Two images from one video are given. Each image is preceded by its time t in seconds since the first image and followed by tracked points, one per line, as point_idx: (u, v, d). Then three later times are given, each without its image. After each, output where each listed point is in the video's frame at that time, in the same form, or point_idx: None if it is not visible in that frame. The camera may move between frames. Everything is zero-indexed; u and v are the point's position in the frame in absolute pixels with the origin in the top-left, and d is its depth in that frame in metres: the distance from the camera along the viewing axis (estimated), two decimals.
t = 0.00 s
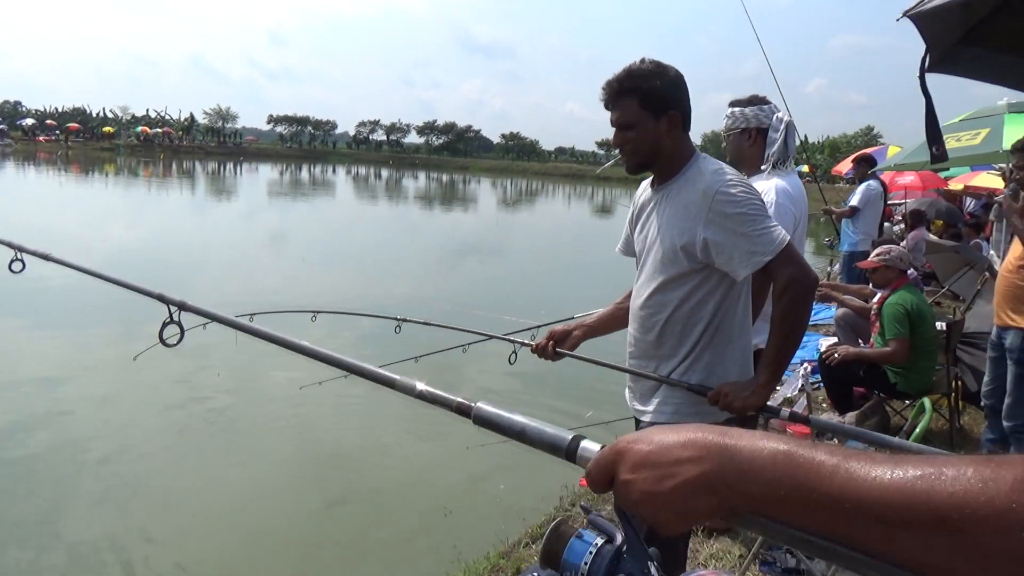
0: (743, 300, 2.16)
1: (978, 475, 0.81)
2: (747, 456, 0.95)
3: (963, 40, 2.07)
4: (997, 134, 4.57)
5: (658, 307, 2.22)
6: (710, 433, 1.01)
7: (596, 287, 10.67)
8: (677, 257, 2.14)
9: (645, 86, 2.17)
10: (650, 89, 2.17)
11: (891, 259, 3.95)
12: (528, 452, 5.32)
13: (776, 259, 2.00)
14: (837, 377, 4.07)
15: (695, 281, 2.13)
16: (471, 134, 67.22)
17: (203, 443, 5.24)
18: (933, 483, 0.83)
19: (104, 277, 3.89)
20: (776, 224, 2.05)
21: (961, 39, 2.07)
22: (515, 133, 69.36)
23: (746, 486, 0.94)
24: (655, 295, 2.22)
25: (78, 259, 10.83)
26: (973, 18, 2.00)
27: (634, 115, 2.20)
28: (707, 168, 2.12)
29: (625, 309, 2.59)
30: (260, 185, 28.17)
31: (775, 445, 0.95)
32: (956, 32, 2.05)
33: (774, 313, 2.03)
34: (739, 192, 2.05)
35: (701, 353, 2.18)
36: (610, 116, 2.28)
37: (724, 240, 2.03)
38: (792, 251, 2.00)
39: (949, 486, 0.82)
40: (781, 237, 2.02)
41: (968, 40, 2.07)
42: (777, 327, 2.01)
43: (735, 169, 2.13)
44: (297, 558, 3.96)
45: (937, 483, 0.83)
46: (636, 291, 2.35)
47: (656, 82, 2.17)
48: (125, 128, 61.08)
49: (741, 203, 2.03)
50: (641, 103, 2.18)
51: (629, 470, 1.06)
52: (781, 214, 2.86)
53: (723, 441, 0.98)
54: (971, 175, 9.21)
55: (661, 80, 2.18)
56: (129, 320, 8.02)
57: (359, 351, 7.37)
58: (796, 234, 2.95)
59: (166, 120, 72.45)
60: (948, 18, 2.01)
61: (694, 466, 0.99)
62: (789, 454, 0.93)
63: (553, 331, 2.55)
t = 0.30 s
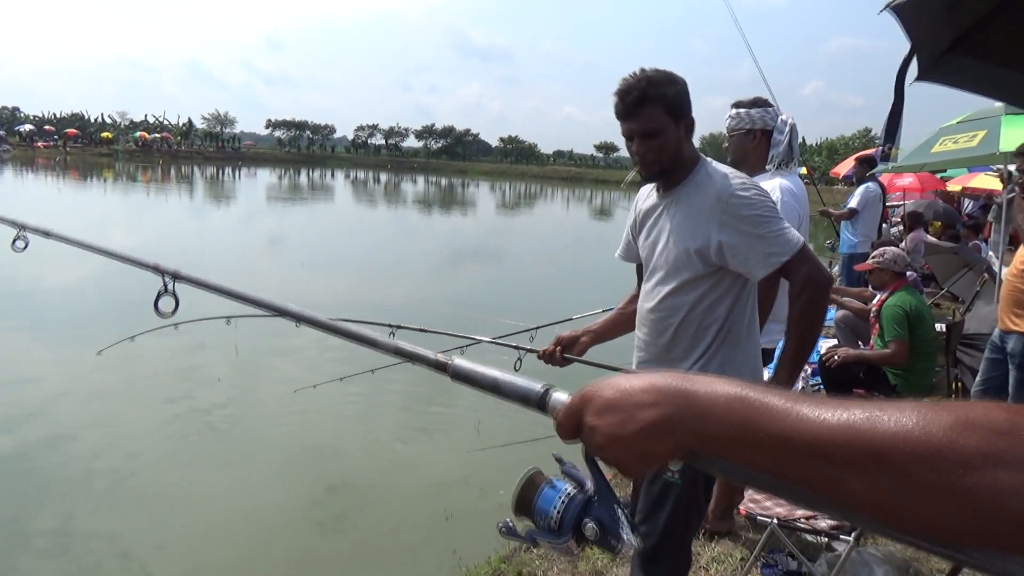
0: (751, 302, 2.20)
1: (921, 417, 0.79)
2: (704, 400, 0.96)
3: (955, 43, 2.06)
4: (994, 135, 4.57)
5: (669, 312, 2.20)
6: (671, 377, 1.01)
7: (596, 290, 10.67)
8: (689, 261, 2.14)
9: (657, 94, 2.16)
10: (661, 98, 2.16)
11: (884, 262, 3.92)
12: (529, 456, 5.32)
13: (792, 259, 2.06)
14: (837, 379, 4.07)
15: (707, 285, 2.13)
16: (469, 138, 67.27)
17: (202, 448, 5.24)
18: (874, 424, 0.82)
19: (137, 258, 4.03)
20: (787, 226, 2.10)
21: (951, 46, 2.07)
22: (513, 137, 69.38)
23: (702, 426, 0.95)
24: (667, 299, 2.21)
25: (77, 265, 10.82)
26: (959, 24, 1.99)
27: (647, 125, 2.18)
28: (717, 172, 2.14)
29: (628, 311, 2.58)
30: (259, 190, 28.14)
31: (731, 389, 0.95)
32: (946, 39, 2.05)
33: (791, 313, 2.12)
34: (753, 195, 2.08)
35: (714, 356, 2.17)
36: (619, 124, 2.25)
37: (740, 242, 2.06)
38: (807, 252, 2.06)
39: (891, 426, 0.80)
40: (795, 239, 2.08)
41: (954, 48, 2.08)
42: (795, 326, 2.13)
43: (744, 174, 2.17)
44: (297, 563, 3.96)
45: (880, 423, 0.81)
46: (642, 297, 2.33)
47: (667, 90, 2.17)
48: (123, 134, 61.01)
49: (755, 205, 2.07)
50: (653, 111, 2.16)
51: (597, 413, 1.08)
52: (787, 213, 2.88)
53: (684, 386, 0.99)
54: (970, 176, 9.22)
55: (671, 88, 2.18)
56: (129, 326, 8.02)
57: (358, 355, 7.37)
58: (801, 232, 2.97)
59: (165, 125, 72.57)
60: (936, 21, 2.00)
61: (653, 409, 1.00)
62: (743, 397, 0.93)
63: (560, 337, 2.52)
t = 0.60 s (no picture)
0: (755, 307, 2.21)
1: (875, 412, 0.79)
2: (677, 392, 0.96)
3: (948, 39, 2.05)
4: (993, 141, 4.59)
5: (674, 319, 2.19)
6: (648, 369, 1.02)
7: (596, 295, 10.66)
8: (696, 269, 2.13)
9: (667, 104, 2.17)
10: (671, 107, 2.18)
11: (882, 267, 3.92)
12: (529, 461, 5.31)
13: (802, 265, 2.09)
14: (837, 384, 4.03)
15: (715, 291, 2.13)
16: (467, 142, 67.35)
17: (202, 452, 5.22)
18: (832, 419, 0.80)
19: (157, 250, 4.18)
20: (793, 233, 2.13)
21: (945, 41, 2.05)
22: (512, 141, 69.47)
23: (675, 419, 0.95)
24: (673, 305, 2.19)
25: (75, 269, 10.79)
26: (953, 20, 1.97)
27: (657, 134, 2.18)
28: (725, 181, 2.15)
29: (632, 320, 2.57)
30: (258, 194, 28.12)
31: (703, 382, 0.94)
32: (940, 34, 2.03)
33: (803, 318, 2.16)
34: (762, 203, 2.10)
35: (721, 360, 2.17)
36: (627, 133, 2.25)
37: (750, 249, 2.06)
38: (817, 258, 2.10)
39: (845, 421, 0.79)
40: (803, 245, 2.11)
41: (949, 43, 2.05)
42: (808, 330, 2.15)
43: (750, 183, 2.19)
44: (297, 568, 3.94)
45: (836, 418, 0.80)
46: (645, 304, 2.32)
47: (676, 100, 2.18)
48: (122, 137, 60.99)
49: (764, 213, 2.08)
50: (663, 121, 2.18)
51: (580, 404, 1.09)
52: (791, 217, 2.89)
53: (660, 377, 0.99)
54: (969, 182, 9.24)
55: (682, 98, 2.20)
56: (126, 330, 8.00)
57: (357, 360, 7.36)
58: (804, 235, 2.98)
59: (164, 129, 72.61)
60: (928, 22, 1.99)
61: (631, 401, 1.00)
62: (714, 390, 0.92)
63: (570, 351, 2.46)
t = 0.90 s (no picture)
0: (755, 310, 2.22)
1: (845, 421, 0.77)
2: (658, 397, 0.95)
3: (957, 32, 2.00)
4: (991, 149, 4.61)
5: (676, 323, 2.19)
6: (633, 373, 1.00)
7: (593, 301, 10.67)
8: (698, 275, 2.13)
9: (668, 113, 2.19)
10: (672, 116, 2.19)
11: (880, 275, 3.93)
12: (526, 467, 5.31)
13: (804, 269, 2.08)
14: (835, 393, 4.00)
15: (716, 296, 2.14)
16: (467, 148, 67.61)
17: (199, 456, 5.22)
18: (804, 429, 0.79)
19: (163, 258, 4.19)
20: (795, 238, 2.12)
21: (954, 34, 2.00)
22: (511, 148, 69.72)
23: (656, 424, 0.94)
24: (674, 311, 2.20)
25: (74, 273, 10.79)
26: (957, 17, 1.93)
27: (658, 143, 2.19)
28: (726, 188, 2.15)
29: (632, 326, 2.57)
30: (257, 199, 28.15)
31: (684, 387, 0.93)
32: (947, 28, 1.99)
33: (805, 323, 2.09)
34: (764, 209, 2.10)
35: (723, 366, 2.18)
36: (628, 141, 2.26)
37: (752, 255, 2.06)
38: (818, 263, 2.08)
39: (816, 430, 0.78)
40: (804, 250, 2.10)
41: (958, 35, 2.00)
42: (809, 336, 2.09)
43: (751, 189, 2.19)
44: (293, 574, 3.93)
45: (807, 427, 0.79)
46: (646, 310, 2.32)
47: (677, 109, 2.20)
48: (122, 141, 61.05)
49: (766, 218, 2.08)
50: (664, 130, 2.19)
51: (568, 408, 1.09)
52: (792, 223, 2.88)
53: (643, 382, 0.98)
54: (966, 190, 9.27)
55: (682, 107, 2.22)
56: (125, 334, 8.01)
57: (356, 364, 7.36)
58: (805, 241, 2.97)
59: (162, 133, 72.69)
60: (935, 17, 1.94)
61: (616, 406, 1.00)
62: (693, 395, 0.90)
63: (569, 356, 2.47)
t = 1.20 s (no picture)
0: (756, 316, 2.25)
1: (829, 405, 0.78)
2: (651, 378, 0.96)
3: (963, 31, 2.02)
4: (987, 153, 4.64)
5: (676, 326, 2.18)
6: (628, 356, 1.02)
7: (589, 305, 10.66)
8: (701, 279, 2.13)
9: (668, 119, 2.20)
10: (672, 122, 2.20)
11: (876, 279, 3.94)
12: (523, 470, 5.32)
13: (807, 277, 2.11)
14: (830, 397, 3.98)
15: (718, 301, 2.14)
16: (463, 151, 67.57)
17: (195, 459, 5.20)
18: (789, 413, 0.79)
19: (159, 253, 4.14)
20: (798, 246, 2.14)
21: (961, 32, 2.02)
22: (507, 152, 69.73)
23: (648, 405, 0.95)
24: (675, 314, 2.18)
25: (67, 275, 10.73)
26: (964, 15, 1.95)
27: (659, 148, 2.20)
28: (730, 193, 2.15)
29: (627, 327, 2.56)
30: (251, 201, 28.04)
31: (677, 370, 0.94)
32: (955, 27, 2.00)
33: (808, 330, 2.16)
34: (768, 215, 2.11)
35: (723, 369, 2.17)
36: (627, 142, 2.27)
37: (756, 261, 2.07)
38: (821, 271, 2.12)
39: (800, 413, 0.78)
40: (806, 257, 2.13)
41: (965, 34, 2.02)
42: (812, 342, 2.19)
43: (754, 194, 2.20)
44: None
45: (792, 411, 0.79)
46: (644, 312, 2.30)
47: (677, 115, 2.21)
48: (116, 143, 60.81)
49: (771, 225, 2.09)
50: (664, 136, 2.20)
51: (564, 389, 1.11)
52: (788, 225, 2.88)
53: (637, 364, 1.00)
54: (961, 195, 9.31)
55: (683, 112, 2.22)
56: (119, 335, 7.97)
57: (351, 367, 7.35)
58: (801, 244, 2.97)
59: (158, 135, 72.47)
60: (943, 14, 1.96)
61: (611, 388, 1.02)
62: (684, 377, 0.92)
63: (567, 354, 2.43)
